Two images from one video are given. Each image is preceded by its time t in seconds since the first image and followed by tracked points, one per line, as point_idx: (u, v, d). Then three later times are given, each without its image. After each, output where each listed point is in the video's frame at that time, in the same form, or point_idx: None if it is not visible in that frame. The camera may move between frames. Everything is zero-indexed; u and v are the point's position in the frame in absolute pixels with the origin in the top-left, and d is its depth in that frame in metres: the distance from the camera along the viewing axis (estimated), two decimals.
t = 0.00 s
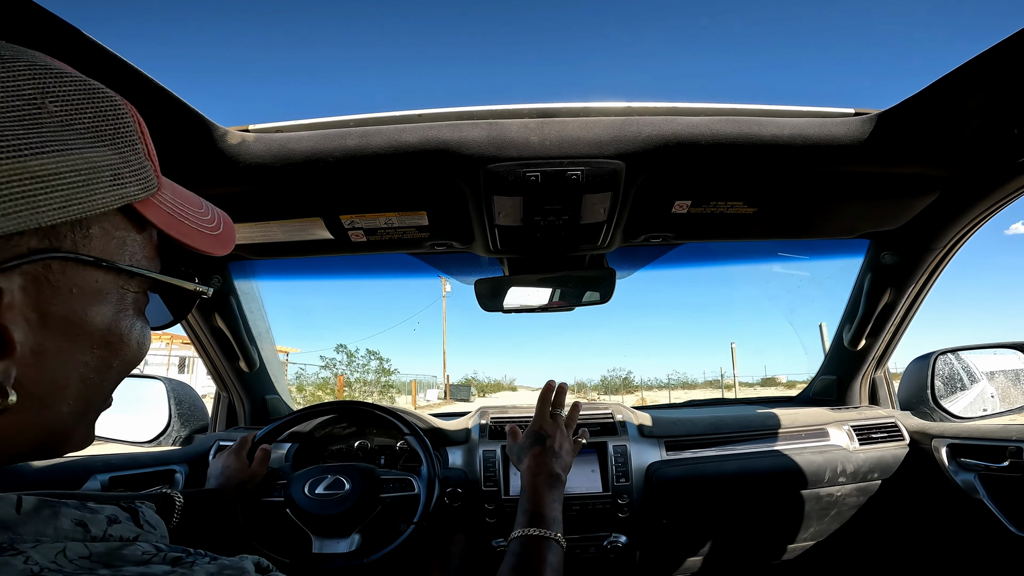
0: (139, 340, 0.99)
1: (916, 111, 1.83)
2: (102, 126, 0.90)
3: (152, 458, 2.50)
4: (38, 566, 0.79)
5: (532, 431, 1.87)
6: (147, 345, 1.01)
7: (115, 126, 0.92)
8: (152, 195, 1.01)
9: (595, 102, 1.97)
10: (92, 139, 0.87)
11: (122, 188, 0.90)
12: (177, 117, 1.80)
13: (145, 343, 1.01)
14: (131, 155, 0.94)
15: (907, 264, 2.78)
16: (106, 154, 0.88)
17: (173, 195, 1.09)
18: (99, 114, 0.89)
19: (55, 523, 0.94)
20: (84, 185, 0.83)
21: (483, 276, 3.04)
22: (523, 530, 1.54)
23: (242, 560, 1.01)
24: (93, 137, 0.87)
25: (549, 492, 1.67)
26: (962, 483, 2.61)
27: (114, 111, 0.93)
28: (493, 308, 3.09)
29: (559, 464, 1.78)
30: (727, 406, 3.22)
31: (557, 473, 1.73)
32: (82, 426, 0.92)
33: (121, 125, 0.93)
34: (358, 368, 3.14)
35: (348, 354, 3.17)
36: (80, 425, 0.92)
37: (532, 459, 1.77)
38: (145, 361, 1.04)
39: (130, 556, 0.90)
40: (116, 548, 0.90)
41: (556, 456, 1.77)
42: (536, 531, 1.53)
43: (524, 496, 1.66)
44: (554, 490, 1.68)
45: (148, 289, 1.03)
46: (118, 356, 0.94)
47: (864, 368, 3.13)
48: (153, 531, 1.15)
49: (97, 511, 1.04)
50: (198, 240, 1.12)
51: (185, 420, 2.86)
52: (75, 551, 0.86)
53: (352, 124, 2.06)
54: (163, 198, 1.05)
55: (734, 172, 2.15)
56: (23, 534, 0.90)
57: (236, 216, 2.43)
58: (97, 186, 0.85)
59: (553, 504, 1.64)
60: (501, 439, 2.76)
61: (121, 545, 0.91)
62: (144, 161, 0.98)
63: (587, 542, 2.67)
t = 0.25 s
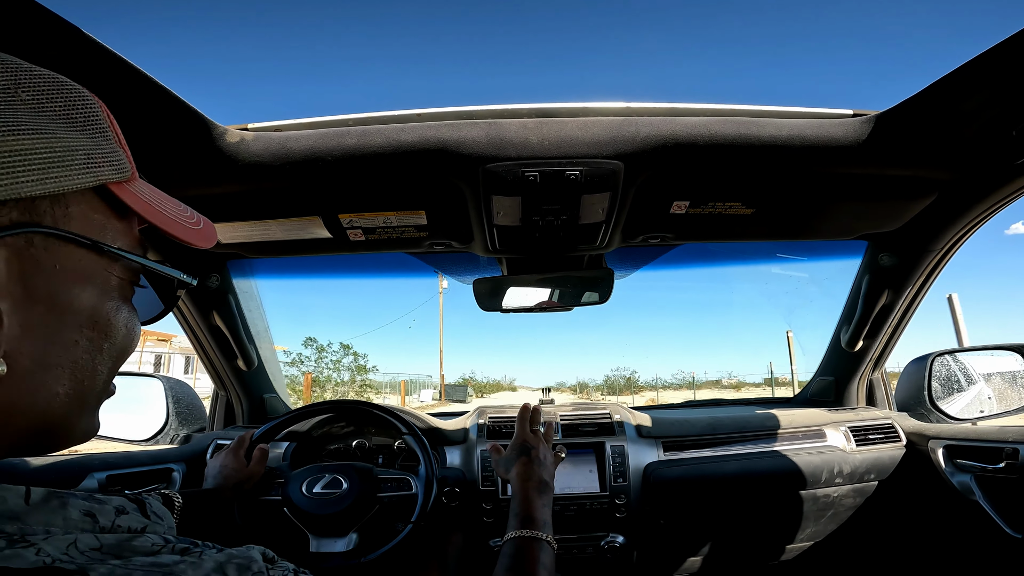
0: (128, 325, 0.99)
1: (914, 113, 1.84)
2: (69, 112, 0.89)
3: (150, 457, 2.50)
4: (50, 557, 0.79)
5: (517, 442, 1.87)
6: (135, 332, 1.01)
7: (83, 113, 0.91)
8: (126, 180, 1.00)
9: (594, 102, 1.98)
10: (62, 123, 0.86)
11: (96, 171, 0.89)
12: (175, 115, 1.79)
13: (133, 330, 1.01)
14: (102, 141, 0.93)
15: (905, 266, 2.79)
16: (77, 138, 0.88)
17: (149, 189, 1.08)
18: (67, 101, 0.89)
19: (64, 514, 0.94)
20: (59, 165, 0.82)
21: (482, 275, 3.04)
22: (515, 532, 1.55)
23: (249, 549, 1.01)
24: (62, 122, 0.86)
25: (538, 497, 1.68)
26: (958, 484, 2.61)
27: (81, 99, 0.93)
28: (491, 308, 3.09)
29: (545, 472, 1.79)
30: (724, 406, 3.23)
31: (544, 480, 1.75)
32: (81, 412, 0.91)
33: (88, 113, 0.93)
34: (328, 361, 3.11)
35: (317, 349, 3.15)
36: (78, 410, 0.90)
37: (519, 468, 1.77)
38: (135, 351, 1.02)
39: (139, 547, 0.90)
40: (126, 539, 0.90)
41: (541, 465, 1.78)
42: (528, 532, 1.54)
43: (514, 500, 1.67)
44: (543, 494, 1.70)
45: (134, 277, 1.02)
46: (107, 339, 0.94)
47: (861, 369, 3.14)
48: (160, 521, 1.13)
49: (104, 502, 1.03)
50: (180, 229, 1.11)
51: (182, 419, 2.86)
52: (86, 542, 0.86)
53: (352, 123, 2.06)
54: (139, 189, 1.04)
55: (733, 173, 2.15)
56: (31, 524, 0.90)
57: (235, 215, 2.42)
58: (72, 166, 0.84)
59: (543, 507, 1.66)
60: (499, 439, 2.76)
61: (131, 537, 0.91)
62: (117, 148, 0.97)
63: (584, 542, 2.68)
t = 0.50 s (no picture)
0: (101, 317, 0.99)
1: (914, 115, 1.84)
2: (37, 111, 0.90)
3: (147, 456, 2.49)
4: (31, 559, 0.78)
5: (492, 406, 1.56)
6: (109, 326, 1.01)
7: (50, 112, 0.93)
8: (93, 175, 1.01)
9: (595, 104, 1.98)
10: (31, 119, 0.87)
11: (68, 164, 0.90)
12: (176, 113, 1.79)
13: (105, 320, 1.01)
14: (71, 138, 0.94)
15: (904, 268, 2.80)
16: (47, 132, 0.89)
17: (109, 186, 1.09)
18: (32, 99, 0.90)
19: (51, 515, 0.94)
20: (33, 157, 0.83)
21: (481, 276, 3.04)
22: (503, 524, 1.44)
23: (237, 556, 1.00)
24: (30, 118, 0.87)
25: (528, 472, 1.54)
26: (955, 486, 2.62)
27: (47, 99, 0.94)
28: (490, 309, 3.09)
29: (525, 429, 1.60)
30: (722, 408, 3.23)
31: (529, 445, 1.58)
32: (65, 404, 0.90)
33: (55, 112, 0.94)
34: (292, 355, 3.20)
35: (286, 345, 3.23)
36: (62, 399, 0.89)
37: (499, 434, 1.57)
38: (106, 344, 1.03)
39: (124, 549, 0.90)
40: (110, 542, 0.90)
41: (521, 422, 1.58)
42: (518, 524, 1.43)
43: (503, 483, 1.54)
44: (532, 470, 1.55)
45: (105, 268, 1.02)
46: (84, 327, 0.94)
47: (859, 371, 3.15)
48: (149, 526, 1.15)
49: (93, 506, 1.04)
50: (137, 222, 1.13)
51: (180, 418, 2.85)
52: (70, 545, 0.86)
53: (352, 123, 2.06)
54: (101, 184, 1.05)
55: (733, 175, 2.15)
56: (17, 525, 0.90)
57: (234, 214, 2.42)
58: (45, 158, 0.85)
59: (532, 484, 1.53)
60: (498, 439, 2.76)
61: (116, 539, 0.91)
62: (84, 145, 0.98)
63: (582, 543, 2.68)
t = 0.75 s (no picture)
0: (87, 312, 0.99)
1: (916, 118, 1.84)
2: (15, 105, 0.88)
3: (145, 457, 2.48)
4: (30, 552, 0.78)
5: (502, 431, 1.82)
6: (94, 319, 1.01)
7: (28, 107, 0.91)
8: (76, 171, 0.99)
9: (597, 106, 1.98)
10: (9, 114, 0.86)
11: (48, 158, 0.88)
12: (176, 113, 1.78)
13: (91, 313, 1.01)
14: (51, 133, 0.93)
15: (904, 271, 2.80)
16: (25, 127, 0.87)
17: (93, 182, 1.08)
18: (9, 94, 0.88)
19: (47, 511, 0.93)
20: (12, 150, 0.81)
21: (481, 277, 3.03)
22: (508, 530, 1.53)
23: (233, 549, 1.01)
24: (8, 114, 0.86)
25: (533, 487, 1.69)
26: (955, 488, 2.62)
27: (24, 94, 0.92)
28: (490, 310, 3.09)
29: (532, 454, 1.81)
30: (722, 410, 3.23)
31: (535, 465, 1.77)
32: (51, 401, 0.90)
33: (34, 107, 0.92)
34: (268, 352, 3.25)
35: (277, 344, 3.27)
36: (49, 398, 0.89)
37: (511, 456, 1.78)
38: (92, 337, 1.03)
39: (121, 545, 0.89)
40: (107, 537, 0.90)
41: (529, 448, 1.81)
42: (522, 528, 1.51)
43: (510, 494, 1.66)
44: (536, 483, 1.71)
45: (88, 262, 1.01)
46: (71, 321, 0.95)
47: (859, 373, 3.15)
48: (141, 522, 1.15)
49: (85, 503, 1.04)
50: (124, 217, 1.11)
51: (179, 419, 2.82)
52: (66, 540, 0.85)
53: (353, 123, 2.05)
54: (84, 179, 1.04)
55: (734, 176, 2.15)
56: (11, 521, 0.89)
57: (234, 214, 2.41)
58: (24, 152, 0.83)
59: (538, 497, 1.66)
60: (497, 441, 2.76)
61: (112, 535, 0.91)
62: (65, 141, 0.96)
63: (581, 544, 2.68)
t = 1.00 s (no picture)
0: (112, 326, 0.99)
1: (910, 115, 1.85)
2: (58, 112, 0.87)
3: (144, 458, 2.48)
4: (30, 567, 0.78)
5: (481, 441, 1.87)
6: (118, 333, 1.02)
7: (70, 111, 0.89)
8: (115, 177, 0.99)
9: (592, 105, 1.98)
10: (53, 123, 0.85)
11: (86, 169, 0.88)
12: (173, 115, 1.79)
13: (116, 328, 1.01)
14: (91, 139, 0.92)
15: (900, 269, 2.81)
16: (66, 137, 0.86)
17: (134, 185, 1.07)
18: (53, 98, 0.87)
19: (49, 524, 0.93)
20: (50, 163, 0.81)
21: (478, 277, 3.04)
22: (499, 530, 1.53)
23: (235, 561, 1.01)
24: (52, 122, 0.85)
25: (522, 488, 1.68)
26: (953, 486, 2.62)
27: (68, 97, 0.91)
28: (488, 310, 3.10)
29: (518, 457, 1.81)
30: (720, 408, 3.23)
31: (523, 467, 1.77)
32: (68, 415, 0.90)
33: (75, 110, 0.91)
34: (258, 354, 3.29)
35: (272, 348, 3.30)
36: (65, 412, 0.90)
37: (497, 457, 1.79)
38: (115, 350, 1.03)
39: (124, 557, 0.90)
40: (109, 549, 0.90)
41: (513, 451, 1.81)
42: (514, 529, 1.52)
43: (498, 495, 1.66)
44: (526, 483, 1.71)
45: (117, 273, 1.02)
46: (96, 339, 0.95)
47: (856, 371, 3.16)
48: (145, 533, 1.14)
49: (89, 514, 1.03)
50: (163, 223, 1.11)
51: (178, 420, 2.85)
52: (68, 553, 0.86)
53: (349, 124, 2.06)
54: (125, 184, 1.03)
55: (730, 175, 2.16)
56: (15, 534, 0.89)
57: (232, 216, 2.42)
58: (63, 165, 0.83)
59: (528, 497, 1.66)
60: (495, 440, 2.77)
61: (114, 547, 0.91)
62: (105, 145, 0.96)
63: (581, 543, 2.68)
